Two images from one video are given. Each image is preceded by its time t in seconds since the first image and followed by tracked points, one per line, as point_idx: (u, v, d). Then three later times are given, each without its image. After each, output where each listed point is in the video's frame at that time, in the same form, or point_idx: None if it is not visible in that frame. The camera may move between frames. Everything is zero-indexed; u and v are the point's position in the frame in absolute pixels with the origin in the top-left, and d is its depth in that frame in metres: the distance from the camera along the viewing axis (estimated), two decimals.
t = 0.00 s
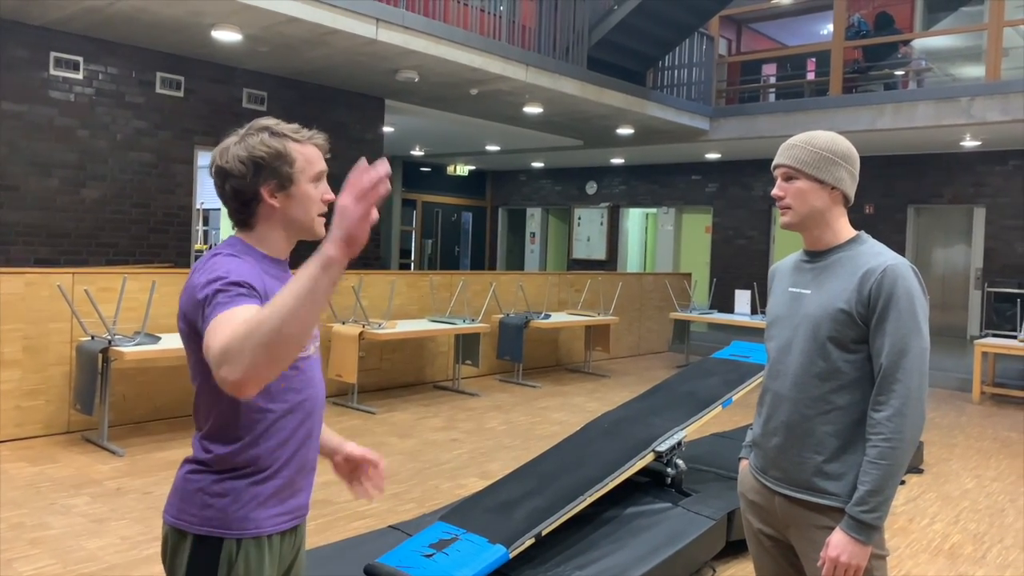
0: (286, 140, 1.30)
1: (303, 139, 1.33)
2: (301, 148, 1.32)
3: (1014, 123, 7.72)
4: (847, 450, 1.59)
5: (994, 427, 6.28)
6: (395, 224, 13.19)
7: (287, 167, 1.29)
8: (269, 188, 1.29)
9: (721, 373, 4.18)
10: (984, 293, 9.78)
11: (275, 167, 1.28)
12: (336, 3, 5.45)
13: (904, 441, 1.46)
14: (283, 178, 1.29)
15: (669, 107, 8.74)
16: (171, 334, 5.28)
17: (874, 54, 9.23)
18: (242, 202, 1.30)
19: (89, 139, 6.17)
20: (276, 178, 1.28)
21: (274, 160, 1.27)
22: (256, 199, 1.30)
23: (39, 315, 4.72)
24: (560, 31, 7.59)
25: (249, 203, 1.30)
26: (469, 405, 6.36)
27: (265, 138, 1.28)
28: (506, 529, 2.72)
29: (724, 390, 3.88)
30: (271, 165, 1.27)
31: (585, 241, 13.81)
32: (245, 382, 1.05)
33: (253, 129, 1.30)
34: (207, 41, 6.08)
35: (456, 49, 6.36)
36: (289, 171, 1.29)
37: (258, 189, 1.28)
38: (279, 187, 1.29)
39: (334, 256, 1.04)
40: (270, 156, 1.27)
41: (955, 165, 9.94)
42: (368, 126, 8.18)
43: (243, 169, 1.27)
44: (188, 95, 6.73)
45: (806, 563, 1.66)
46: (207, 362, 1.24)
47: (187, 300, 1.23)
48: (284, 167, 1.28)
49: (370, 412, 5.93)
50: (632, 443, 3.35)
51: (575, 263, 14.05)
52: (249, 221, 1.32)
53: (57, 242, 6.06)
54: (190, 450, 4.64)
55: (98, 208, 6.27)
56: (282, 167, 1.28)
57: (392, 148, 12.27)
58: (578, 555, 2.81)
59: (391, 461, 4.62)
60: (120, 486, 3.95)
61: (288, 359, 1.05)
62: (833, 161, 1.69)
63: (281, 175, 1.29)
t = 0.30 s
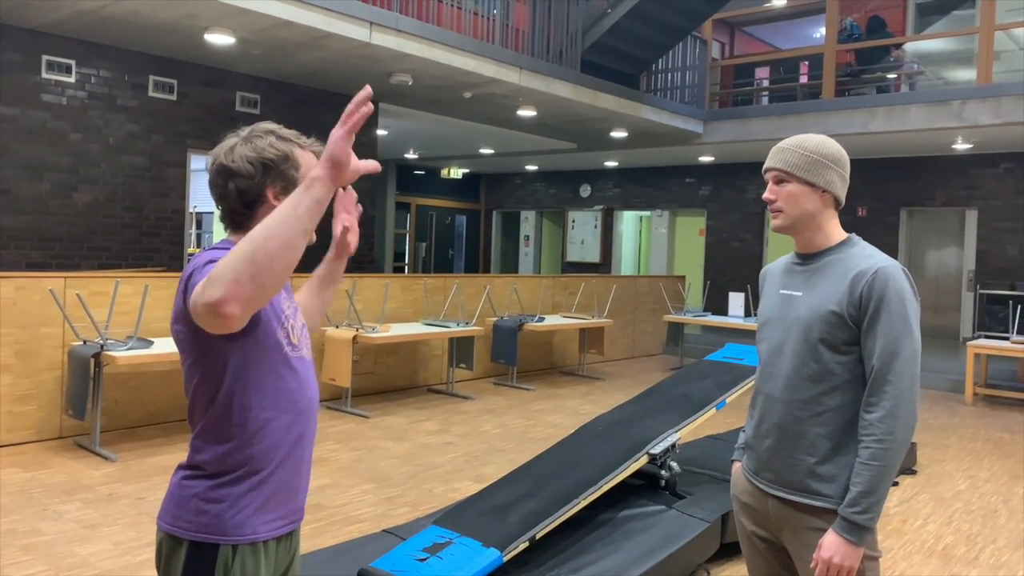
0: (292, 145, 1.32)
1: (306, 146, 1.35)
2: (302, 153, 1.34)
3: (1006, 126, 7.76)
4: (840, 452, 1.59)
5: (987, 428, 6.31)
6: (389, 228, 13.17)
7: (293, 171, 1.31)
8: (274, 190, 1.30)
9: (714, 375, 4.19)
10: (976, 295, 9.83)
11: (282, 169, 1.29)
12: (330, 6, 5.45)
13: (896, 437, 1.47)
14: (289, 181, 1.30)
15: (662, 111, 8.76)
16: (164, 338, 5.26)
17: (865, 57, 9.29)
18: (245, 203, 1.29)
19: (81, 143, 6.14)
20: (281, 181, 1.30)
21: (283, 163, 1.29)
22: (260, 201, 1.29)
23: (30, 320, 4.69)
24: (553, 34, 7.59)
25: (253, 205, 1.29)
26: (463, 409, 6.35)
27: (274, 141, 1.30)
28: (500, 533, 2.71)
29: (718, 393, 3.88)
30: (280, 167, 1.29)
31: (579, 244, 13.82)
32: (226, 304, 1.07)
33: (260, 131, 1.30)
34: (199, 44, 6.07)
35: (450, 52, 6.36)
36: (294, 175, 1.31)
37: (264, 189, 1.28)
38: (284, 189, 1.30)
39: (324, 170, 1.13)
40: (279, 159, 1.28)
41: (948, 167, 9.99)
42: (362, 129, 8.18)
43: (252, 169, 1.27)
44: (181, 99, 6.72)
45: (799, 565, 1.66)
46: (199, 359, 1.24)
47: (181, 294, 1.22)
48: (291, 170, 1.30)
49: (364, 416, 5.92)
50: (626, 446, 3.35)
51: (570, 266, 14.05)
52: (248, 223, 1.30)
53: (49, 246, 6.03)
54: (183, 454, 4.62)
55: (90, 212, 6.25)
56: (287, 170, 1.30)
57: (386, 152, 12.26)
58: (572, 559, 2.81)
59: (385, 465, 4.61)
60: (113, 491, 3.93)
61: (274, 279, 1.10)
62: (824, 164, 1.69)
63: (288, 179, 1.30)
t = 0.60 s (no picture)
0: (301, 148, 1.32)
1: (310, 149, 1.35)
2: (310, 158, 1.34)
3: (1000, 126, 7.79)
4: (836, 451, 1.59)
5: (982, 428, 6.32)
6: (384, 228, 13.15)
7: (300, 171, 1.30)
8: (280, 190, 1.29)
9: (710, 376, 4.19)
10: (971, 294, 9.86)
11: (291, 170, 1.29)
12: (325, 7, 5.44)
13: (893, 439, 1.46)
14: (295, 183, 1.30)
15: (658, 111, 8.77)
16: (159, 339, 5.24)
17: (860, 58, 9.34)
18: (252, 201, 1.28)
19: (75, 144, 6.12)
20: (288, 180, 1.29)
21: (293, 162, 1.29)
22: (265, 199, 1.28)
23: (24, 322, 4.67)
24: (548, 34, 7.59)
25: (258, 203, 1.28)
26: (459, 410, 6.35)
27: (286, 142, 1.30)
28: (496, 533, 2.71)
29: (713, 393, 3.89)
30: (288, 168, 1.28)
31: (574, 244, 13.82)
32: (183, 346, 1.02)
33: (269, 132, 1.30)
34: (194, 45, 6.05)
35: (445, 53, 6.35)
36: (301, 175, 1.30)
37: (271, 189, 1.28)
38: (291, 190, 1.30)
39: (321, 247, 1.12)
40: (290, 160, 1.29)
41: (942, 167, 10.02)
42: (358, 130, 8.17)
43: (264, 168, 1.26)
44: (175, 99, 6.70)
45: (795, 565, 1.67)
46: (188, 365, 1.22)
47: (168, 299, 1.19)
48: (297, 171, 1.30)
49: (359, 416, 5.91)
50: (622, 446, 3.35)
51: (565, 266, 14.05)
52: (252, 221, 1.30)
53: (43, 247, 6.01)
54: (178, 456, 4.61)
55: (84, 213, 6.23)
56: (295, 171, 1.30)
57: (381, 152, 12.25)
58: (568, 559, 2.81)
59: (381, 466, 4.60)
60: (107, 493, 3.91)
61: (238, 336, 1.06)
62: (819, 164, 1.69)
63: (294, 179, 1.30)
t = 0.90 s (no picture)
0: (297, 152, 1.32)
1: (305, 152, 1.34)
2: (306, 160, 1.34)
3: (996, 127, 7.80)
4: (832, 451, 1.59)
5: (978, 428, 6.33)
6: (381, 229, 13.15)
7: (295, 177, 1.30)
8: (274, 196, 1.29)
9: (707, 376, 4.19)
10: (967, 294, 9.88)
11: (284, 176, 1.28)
12: (321, 7, 5.44)
13: (889, 427, 1.46)
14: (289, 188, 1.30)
15: (654, 111, 8.78)
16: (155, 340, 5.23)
17: (856, 59, 9.36)
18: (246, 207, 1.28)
19: (71, 144, 6.11)
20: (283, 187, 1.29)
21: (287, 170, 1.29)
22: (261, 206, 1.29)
23: (20, 322, 4.66)
24: (545, 34, 7.59)
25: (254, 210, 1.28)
26: (456, 410, 6.34)
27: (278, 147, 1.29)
28: (493, 534, 2.71)
29: (710, 393, 3.89)
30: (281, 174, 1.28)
31: (572, 245, 13.82)
32: (181, 290, 1.02)
33: (264, 136, 1.30)
34: (190, 45, 6.04)
35: (442, 53, 6.35)
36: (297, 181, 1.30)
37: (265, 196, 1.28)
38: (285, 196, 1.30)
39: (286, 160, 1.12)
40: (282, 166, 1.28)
41: (939, 167, 10.04)
42: (354, 130, 8.16)
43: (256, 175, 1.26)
44: (172, 100, 6.69)
45: (792, 565, 1.67)
46: (186, 359, 1.22)
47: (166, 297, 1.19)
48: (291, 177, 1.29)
49: (357, 417, 5.90)
50: (619, 447, 3.35)
51: (563, 267, 14.06)
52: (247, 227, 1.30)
53: (39, 248, 5.99)
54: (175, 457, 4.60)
55: (80, 214, 6.21)
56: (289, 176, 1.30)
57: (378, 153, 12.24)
58: (565, 560, 2.81)
59: (378, 466, 4.60)
60: (104, 494, 3.90)
61: (229, 272, 1.06)
62: (816, 164, 1.69)
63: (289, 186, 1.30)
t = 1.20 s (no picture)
0: (264, 149, 1.29)
1: (281, 147, 1.32)
2: (282, 155, 1.31)
3: (993, 127, 7.82)
4: (830, 449, 1.59)
5: (974, 427, 6.35)
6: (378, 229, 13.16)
7: (266, 178, 1.29)
8: (247, 199, 1.29)
9: (704, 375, 4.20)
10: (964, 294, 9.90)
11: (253, 177, 1.27)
12: (319, 6, 5.44)
13: (885, 432, 1.47)
14: (262, 189, 1.29)
15: (652, 111, 8.78)
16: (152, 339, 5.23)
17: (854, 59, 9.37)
18: (221, 212, 1.30)
19: (68, 143, 6.10)
20: (253, 189, 1.28)
21: (251, 172, 1.27)
22: (234, 210, 1.30)
23: (17, 321, 4.65)
24: (543, 34, 7.58)
25: (229, 214, 1.30)
26: (454, 410, 6.34)
27: (244, 147, 1.28)
28: (490, 533, 2.71)
29: (708, 392, 3.89)
30: (249, 176, 1.27)
31: (569, 245, 13.82)
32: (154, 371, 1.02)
33: (231, 135, 1.29)
34: (187, 44, 6.03)
35: (440, 52, 6.35)
36: (267, 181, 1.29)
37: (235, 200, 1.29)
38: (258, 197, 1.29)
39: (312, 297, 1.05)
40: (246, 168, 1.27)
41: (936, 167, 10.05)
42: (352, 129, 8.15)
43: (221, 179, 1.27)
44: (169, 99, 6.68)
45: (789, 564, 1.67)
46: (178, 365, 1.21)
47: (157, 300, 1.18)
48: (262, 178, 1.28)
49: (354, 416, 5.90)
50: (616, 446, 3.35)
51: (560, 266, 14.06)
52: (229, 229, 1.31)
53: (36, 247, 5.98)
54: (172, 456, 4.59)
55: (77, 213, 6.20)
56: (262, 177, 1.28)
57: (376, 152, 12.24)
58: (562, 559, 2.81)
59: (376, 466, 4.60)
60: (100, 493, 3.89)
61: (204, 369, 1.03)
62: (814, 163, 1.70)
63: (259, 186, 1.28)
